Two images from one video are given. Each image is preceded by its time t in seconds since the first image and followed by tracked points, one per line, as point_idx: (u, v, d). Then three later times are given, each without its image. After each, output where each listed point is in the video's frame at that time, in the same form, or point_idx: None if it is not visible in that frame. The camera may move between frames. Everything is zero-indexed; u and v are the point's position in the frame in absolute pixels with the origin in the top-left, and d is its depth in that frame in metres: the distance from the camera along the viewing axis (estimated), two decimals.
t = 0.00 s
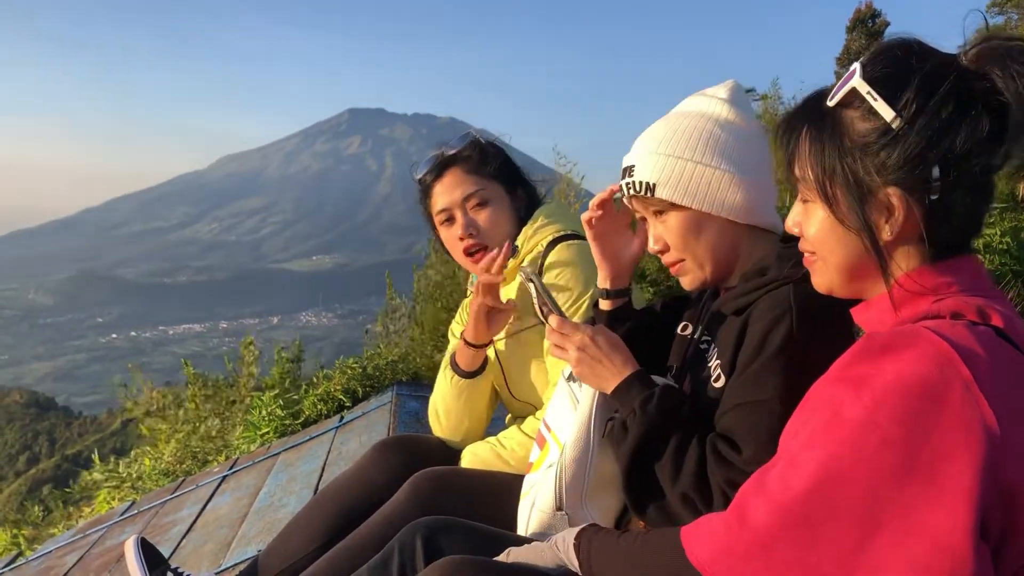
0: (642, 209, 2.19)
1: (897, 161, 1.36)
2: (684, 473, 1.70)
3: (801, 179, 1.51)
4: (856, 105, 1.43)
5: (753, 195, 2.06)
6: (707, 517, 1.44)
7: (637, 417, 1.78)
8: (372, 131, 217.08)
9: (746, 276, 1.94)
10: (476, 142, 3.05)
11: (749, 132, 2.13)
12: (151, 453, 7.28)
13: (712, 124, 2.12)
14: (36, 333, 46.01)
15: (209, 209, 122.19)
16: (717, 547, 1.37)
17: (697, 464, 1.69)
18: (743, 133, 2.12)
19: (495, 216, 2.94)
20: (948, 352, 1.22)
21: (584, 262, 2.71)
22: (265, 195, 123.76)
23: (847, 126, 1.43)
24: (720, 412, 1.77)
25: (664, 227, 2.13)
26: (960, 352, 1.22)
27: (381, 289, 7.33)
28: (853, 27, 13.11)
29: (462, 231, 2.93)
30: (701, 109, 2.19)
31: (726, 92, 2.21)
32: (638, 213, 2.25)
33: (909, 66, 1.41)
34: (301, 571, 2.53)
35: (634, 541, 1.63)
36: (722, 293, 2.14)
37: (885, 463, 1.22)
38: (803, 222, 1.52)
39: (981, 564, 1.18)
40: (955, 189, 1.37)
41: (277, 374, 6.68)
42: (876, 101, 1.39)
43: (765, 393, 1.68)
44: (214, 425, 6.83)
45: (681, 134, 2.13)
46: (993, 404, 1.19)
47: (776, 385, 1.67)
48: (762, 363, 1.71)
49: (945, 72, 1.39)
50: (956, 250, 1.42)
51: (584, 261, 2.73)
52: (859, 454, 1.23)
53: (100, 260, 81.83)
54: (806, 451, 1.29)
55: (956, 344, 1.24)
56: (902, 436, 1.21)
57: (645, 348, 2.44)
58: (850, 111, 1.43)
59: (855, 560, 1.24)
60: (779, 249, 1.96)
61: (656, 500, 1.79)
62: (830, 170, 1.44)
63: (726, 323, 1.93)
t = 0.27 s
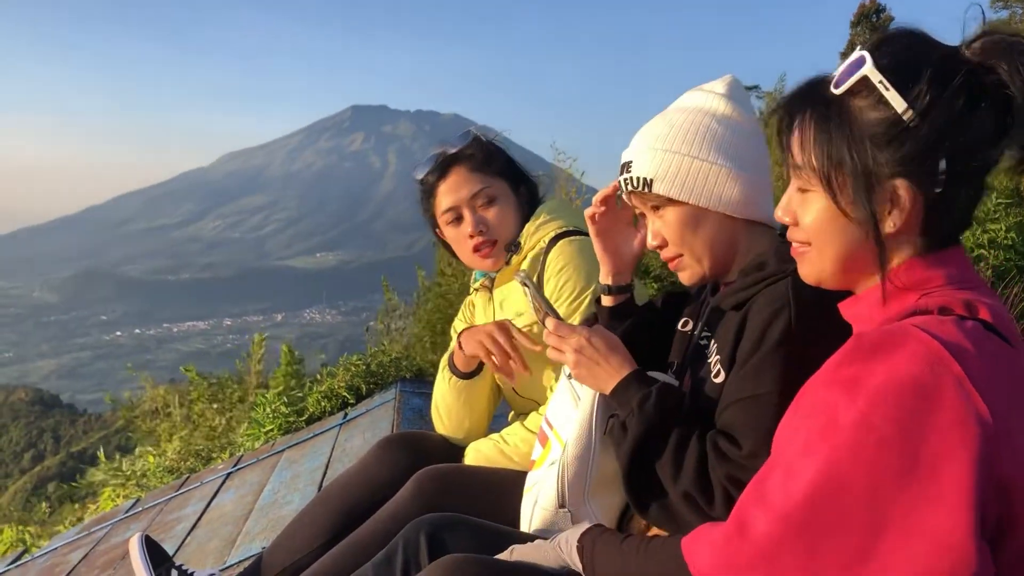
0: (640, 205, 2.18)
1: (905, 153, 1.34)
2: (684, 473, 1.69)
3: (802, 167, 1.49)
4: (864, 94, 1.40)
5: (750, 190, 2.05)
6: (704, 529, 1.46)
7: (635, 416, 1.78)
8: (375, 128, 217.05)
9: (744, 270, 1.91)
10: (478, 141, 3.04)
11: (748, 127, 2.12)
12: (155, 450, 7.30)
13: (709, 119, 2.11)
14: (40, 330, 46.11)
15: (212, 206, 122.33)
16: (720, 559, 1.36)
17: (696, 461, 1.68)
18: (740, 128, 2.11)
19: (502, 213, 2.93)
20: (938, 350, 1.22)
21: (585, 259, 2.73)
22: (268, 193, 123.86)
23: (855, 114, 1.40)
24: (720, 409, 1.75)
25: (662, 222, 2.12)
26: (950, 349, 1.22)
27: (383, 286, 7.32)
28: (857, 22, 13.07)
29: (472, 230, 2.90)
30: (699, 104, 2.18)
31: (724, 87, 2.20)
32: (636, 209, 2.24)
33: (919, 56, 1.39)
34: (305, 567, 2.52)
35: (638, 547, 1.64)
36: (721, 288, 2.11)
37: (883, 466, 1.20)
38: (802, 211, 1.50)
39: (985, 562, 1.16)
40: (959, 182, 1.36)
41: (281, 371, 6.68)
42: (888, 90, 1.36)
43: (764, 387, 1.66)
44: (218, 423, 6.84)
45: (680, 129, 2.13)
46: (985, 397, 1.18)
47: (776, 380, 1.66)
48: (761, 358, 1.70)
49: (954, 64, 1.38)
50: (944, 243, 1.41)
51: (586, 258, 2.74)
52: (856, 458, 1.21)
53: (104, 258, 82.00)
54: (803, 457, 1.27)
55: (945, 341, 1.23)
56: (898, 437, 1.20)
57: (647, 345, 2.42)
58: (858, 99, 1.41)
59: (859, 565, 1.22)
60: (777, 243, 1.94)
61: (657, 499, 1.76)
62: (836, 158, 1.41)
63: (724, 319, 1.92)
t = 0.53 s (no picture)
0: (642, 200, 2.18)
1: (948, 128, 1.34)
2: (691, 472, 1.68)
3: (849, 150, 1.38)
4: (904, 73, 1.37)
5: (751, 186, 2.04)
6: (710, 533, 1.46)
7: (640, 415, 1.77)
8: (377, 125, 217.02)
9: (745, 266, 1.93)
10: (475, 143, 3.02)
11: (748, 122, 2.12)
12: (160, 447, 7.31)
13: (712, 115, 2.10)
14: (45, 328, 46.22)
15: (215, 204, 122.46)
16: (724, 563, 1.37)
17: (702, 459, 1.68)
18: (742, 124, 2.10)
19: (507, 210, 2.93)
20: (939, 352, 1.20)
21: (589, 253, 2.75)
22: (271, 190, 123.97)
23: (901, 92, 1.35)
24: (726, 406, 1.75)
25: (664, 218, 2.11)
26: (951, 351, 1.21)
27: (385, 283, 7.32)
28: (860, 17, 13.03)
29: (479, 229, 2.90)
30: (698, 100, 2.17)
31: (726, 83, 2.18)
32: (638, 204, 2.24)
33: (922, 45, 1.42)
34: (310, 565, 2.52)
35: (642, 552, 1.63)
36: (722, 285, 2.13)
37: (886, 470, 1.19)
38: (849, 199, 1.39)
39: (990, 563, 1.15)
40: (972, 162, 1.40)
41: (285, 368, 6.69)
42: (927, 68, 1.35)
43: (768, 383, 1.66)
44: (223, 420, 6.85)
45: (681, 125, 2.12)
46: (987, 398, 1.17)
47: (780, 375, 1.65)
48: (764, 356, 1.70)
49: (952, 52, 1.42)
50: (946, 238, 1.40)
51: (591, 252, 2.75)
52: (859, 462, 1.20)
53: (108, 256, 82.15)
54: (806, 461, 1.26)
55: (946, 343, 1.22)
56: (901, 441, 1.19)
57: (647, 341, 2.41)
58: (897, 79, 1.36)
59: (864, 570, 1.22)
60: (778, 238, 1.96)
61: (664, 498, 1.74)
62: (888, 138, 1.34)
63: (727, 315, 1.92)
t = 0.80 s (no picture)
0: (647, 185, 2.13)
1: (946, 129, 1.33)
2: (706, 471, 1.67)
3: (846, 150, 1.39)
4: (901, 73, 1.37)
5: (756, 181, 2.09)
6: (717, 537, 1.44)
7: (648, 416, 1.76)
8: (379, 124, 216.99)
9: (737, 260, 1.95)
10: (478, 140, 3.00)
11: (747, 118, 2.17)
12: (162, 446, 7.32)
13: (721, 108, 2.13)
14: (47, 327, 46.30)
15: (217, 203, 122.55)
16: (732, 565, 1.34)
17: (717, 450, 1.67)
18: (746, 120, 2.16)
19: (509, 209, 2.91)
20: (942, 349, 1.21)
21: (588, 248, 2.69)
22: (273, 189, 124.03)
23: (900, 92, 1.34)
24: (733, 394, 1.75)
25: (673, 203, 2.08)
26: (954, 347, 1.21)
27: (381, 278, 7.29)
28: (861, 15, 13.00)
29: (479, 225, 2.89)
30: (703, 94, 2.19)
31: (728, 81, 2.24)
32: (632, 195, 2.20)
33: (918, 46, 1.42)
34: (312, 564, 2.52)
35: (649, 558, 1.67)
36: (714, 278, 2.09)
37: (893, 467, 1.18)
38: (846, 199, 1.39)
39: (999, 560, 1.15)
40: (974, 162, 1.39)
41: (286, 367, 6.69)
42: (926, 69, 1.34)
43: (776, 369, 1.67)
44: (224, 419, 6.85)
45: (693, 114, 2.11)
46: (991, 394, 1.17)
47: (785, 360, 1.67)
48: (768, 344, 1.71)
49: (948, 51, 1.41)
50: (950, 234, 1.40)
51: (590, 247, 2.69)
52: (866, 460, 1.20)
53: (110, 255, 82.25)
54: (813, 462, 1.25)
55: (949, 340, 1.23)
56: (908, 437, 1.18)
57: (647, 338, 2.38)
58: (895, 79, 1.36)
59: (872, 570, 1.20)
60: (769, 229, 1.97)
61: (679, 499, 1.73)
62: (888, 138, 1.34)
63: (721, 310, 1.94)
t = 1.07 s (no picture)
0: (644, 185, 2.13)
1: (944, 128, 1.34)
2: (710, 467, 1.67)
3: (845, 151, 1.39)
4: (896, 74, 1.37)
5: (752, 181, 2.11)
6: (718, 535, 1.45)
7: (649, 416, 1.76)
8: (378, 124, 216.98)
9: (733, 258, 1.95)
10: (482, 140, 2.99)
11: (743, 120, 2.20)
12: (163, 447, 7.32)
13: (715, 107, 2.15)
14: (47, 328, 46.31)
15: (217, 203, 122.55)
16: (735, 563, 1.34)
17: (720, 445, 1.68)
18: (739, 121, 2.17)
19: (509, 208, 2.91)
20: (941, 344, 1.21)
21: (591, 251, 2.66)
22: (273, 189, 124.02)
23: (898, 92, 1.35)
24: (734, 390, 1.75)
25: (671, 200, 2.08)
26: (953, 343, 1.21)
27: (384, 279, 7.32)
28: (860, 14, 12.99)
29: (479, 224, 2.89)
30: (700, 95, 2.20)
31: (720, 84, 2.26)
32: (627, 196, 2.19)
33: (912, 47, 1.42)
34: (312, 564, 2.52)
35: (653, 558, 1.68)
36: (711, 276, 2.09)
37: (895, 463, 1.19)
38: (845, 199, 1.39)
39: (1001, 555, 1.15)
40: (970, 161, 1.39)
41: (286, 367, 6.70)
42: (921, 70, 1.35)
43: (777, 362, 1.67)
44: (225, 419, 6.86)
45: (694, 114, 2.12)
46: (991, 388, 1.17)
47: (787, 354, 1.67)
48: (767, 339, 1.71)
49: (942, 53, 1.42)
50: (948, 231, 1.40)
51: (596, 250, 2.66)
52: (868, 455, 1.20)
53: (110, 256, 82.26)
54: (814, 459, 1.26)
55: (949, 336, 1.23)
56: (909, 433, 1.18)
57: (645, 338, 2.38)
58: (892, 80, 1.37)
59: (875, 566, 1.20)
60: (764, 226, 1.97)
61: (683, 499, 1.73)
62: (885, 138, 1.34)
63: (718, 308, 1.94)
